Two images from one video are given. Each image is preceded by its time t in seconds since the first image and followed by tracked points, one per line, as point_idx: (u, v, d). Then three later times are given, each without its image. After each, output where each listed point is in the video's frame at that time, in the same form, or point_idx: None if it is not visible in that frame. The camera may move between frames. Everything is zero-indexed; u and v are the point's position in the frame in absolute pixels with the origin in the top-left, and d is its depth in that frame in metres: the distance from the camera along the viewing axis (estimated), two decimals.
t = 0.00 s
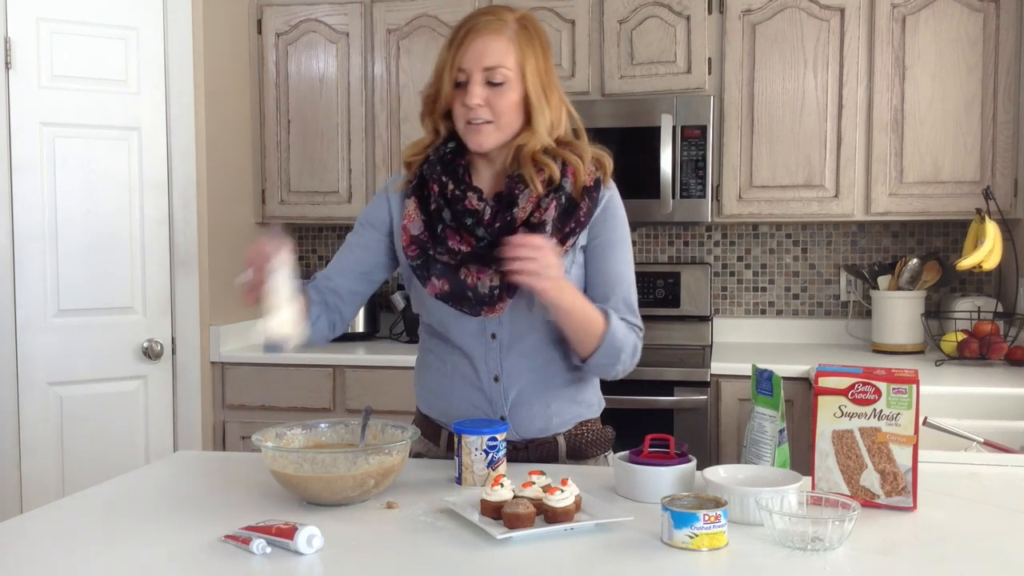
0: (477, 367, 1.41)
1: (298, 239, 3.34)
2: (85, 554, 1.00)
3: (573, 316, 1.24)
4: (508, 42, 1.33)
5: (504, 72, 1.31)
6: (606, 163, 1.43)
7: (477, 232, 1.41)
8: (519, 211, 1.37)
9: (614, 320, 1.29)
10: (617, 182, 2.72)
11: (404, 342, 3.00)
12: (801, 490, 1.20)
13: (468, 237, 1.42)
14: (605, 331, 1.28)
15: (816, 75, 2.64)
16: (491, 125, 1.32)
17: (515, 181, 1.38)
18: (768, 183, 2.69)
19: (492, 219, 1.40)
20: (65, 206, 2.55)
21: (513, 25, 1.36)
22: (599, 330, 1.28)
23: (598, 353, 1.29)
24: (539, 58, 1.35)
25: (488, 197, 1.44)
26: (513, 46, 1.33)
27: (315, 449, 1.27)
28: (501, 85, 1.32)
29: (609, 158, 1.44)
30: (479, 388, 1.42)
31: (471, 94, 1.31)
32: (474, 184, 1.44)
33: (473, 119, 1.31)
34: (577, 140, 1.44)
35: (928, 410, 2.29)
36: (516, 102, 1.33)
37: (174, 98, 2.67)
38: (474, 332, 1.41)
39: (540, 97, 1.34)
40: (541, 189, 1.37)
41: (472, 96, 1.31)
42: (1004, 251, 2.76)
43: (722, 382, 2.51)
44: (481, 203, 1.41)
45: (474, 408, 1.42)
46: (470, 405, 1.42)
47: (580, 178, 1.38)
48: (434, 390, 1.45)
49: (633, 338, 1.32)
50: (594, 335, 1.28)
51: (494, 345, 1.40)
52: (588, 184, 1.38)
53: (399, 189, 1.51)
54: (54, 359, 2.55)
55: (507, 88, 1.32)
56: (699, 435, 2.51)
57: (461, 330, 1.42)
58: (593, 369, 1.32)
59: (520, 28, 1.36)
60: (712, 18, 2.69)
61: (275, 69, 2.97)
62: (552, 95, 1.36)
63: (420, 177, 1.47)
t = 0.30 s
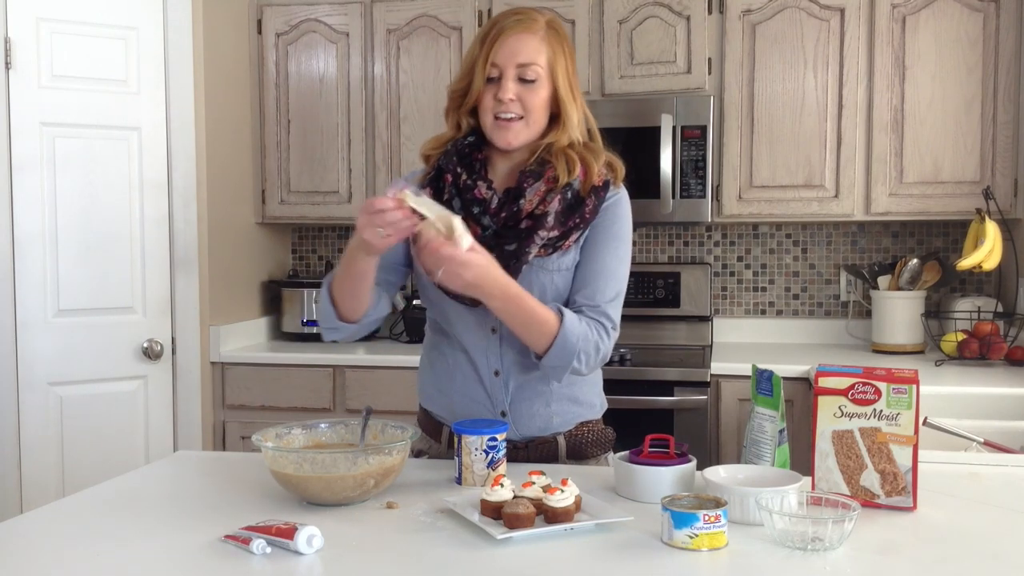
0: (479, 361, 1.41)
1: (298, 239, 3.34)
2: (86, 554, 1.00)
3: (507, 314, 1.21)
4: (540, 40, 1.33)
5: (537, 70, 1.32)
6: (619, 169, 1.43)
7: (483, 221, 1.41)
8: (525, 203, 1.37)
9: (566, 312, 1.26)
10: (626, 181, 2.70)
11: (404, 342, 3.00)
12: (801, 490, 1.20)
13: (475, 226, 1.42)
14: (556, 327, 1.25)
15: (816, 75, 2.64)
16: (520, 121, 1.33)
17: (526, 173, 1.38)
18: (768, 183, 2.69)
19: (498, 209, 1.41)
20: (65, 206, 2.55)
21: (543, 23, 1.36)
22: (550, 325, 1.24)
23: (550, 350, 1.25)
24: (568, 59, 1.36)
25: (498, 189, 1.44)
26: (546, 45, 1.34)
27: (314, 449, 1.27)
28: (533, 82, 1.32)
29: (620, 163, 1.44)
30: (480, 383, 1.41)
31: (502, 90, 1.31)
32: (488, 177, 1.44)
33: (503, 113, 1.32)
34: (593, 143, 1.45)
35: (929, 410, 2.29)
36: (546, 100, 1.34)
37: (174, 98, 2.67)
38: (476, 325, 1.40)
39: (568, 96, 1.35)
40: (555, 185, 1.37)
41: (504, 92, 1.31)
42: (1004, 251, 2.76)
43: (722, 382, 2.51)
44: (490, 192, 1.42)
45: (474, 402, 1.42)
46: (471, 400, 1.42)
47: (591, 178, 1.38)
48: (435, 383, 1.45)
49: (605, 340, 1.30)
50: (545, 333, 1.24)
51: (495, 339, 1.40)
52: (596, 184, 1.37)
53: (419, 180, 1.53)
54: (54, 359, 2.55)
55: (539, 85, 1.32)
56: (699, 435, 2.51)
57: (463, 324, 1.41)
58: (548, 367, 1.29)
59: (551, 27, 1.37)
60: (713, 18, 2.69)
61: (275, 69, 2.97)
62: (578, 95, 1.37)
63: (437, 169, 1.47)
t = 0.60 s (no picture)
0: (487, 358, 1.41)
1: (298, 239, 3.34)
2: (86, 554, 1.00)
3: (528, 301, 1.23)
4: (549, 41, 1.33)
5: (547, 71, 1.32)
6: (626, 169, 1.45)
7: (498, 217, 1.41)
8: (540, 200, 1.38)
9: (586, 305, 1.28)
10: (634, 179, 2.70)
11: (404, 342, 3.00)
12: (801, 490, 1.20)
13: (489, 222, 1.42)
14: (576, 317, 1.26)
15: (816, 75, 2.64)
16: (531, 122, 1.33)
17: (539, 172, 1.39)
18: (768, 182, 2.69)
19: (514, 204, 1.41)
20: (65, 206, 2.55)
21: (552, 24, 1.36)
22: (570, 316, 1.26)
23: (567, 341, 1.27)
24: (576, 60, 1.36)
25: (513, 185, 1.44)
26: (555, 46, 1.34)
27: (315, 449, 1.27)
28: (543, 84, 1.32)
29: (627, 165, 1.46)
30: (486, 380, 1.42)
31: (513, 92, 1.31)
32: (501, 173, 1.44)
33: (514, 115, 1.32)
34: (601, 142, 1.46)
35: (929, 410, 2.29)
36: (556, 101, 1.34)
37: (174, 98, 2.67)
38: (484, 322, 1.41)
39: (577, 96, 1.36)
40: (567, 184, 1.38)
41: (514, 93, 1.31)
42: (1004, 251, 2.76)
43: (722, 382, 2.51)
44: (506, 188, 1.41)
45: (479, 400, 1.42)
46: (476, 397, 1.42)
47: (601, 178, 1.39)
48: (440, 381, 1.45)
49: (619, 336, 1.31)
50: (564, 323, 1.26)
51: (504, 336, 1.41)
52: (608, 184, 1.39)
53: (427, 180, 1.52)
54: (53, 359, 2.55)
55: (549, 87, 1.32)
56: (699, 435, 2.51)
57: (471, 321, 1.42)
58: (562, 358, 1.30)
59: (559, 28, 1.37)
60: (713, 18, 2.69)
61: (275, 69, 2.97)
62: (585, 96, 1.38)
63: (449, 167, 1.46)
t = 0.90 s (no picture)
0: (491, 353, 1.42)
1: (298, 239, 3.34)
2: (86, 554, 1.00)
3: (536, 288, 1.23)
4: (553, 40, 1.34)
5: (552, 69, 1.32)
6: (629, 169, 1.45)
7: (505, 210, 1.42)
8: (546, 195, 1.38)
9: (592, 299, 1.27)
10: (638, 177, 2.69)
11: (404, 342, 3.00)
12: (801, 490, 1.20)
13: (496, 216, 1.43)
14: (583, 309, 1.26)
15: (816, 75, 2.64)
16: (538, 119, 1.33)
17: (545, 167, 1.39)
18: (768, 182, 2.69)
19: (521, 198, 1.41)
20: (65, 206, 2.55)
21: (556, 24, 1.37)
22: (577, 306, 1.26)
23: (570, 333, 1.27)
24: (580, 59, 1.37)
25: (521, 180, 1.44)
26: (559, 44, 1.34)
27: (315, 449, 1.27)
28: (549, 81, 1.32)
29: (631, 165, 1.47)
30: (490, 378, 1.42)
31: (519, 89, 1.31)
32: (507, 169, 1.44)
33: (521, 112, 1.32)
34: (604, 142, 1.46)
35: (929, 410, 2.29)
36: (561, 98, 1.34)
37: (174, 98, 2.68)
38: (489, 318, 1.42)
39: (581, 94, 1.36)
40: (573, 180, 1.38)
41: (520, 90, 1.31)
42: (1004, 251, 2.76)
43: (722, 382, 2.51)
44: (513, 181, 1.41)
45: (483, 397, 1.42)
46: (480, 395, 1.42)
47: (607, 176, 1.39)
48: (443, 378, 1.45)
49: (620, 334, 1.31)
50: (570, 314, 1.26)
51: (508, 332, 1.41)
52: (613, 184, 1.39)
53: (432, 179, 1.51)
54: (53, 360, 2.55)
55: (555, 84, 1.32)
56: (699, 435, 2.51)
57: (476, 317, 1.42)
58: (563, 350, 1.30)
59: (562, 28, 1.37)
60: (713, 18, 2.69)
61: (275, 69, 2.98)
62: (589, 94, 1.38)
63: (455, 163, 1.46)
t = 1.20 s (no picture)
0: (493, 350, 1.42)
1: (298, 239, 3.34)
2: (86, 554, 1.00)
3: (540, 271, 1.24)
4: (552, 40, 1.34)
5: (551, 69, 1.32)
6: (629, 166, 1.45)
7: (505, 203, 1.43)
8: (546, 187, 1.37)
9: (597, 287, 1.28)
10: (638, 176, 2.69)
11: (404, 342, 3.00)
12: (801, 490, 1.20)
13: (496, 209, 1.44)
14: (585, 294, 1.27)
15: (816, 75, 2.64)
16: (538, 118, 1.33)
17: (544, 163, 1.39)
18: (768, 182, 2.69)
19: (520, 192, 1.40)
20: (65, 206, 2.55)
21: (555, 25, 1.37)
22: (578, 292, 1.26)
23: (575, 318, 1.27)
24: (578, 59, 1.37)
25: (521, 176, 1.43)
26: (557, 45, 1.34)
27: (315, 448, 1.27)
28: (548, 80, 1.32)
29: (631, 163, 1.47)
30: (492, 375, 1.42)
31: (519, 89, 1.31)
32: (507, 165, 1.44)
33: (521, 112, 1.32)
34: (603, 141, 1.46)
35: (929, 410, 2.29)
36: (561, 98, 1.34)
37: (174, 97, 2.67)
38: (491, 314, 1.42)
39: (580, 94, 1.36)
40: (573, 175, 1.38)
41: (520, 90, 1.31)
42: (1004, 251, 2.76)
43: (722, 382, 2.52)
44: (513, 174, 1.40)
45: (484, 394, 1.42)
46: (482, 391, 1.42)
47: (607, 172, 1.39)
48: (444, 376, 1.45)
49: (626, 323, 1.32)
50: (573, 299, 1.26)
51: (510, 328, 1.41)
52: (613, 179, 1.39)
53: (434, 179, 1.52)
54: (53, 360, 2.55)
55: (554, 83, 1.32)
56: (699, 435, 2.51)
57: (478, 314, 1.43)
58: (568, 337, 1.29)
59: (561, 28, 1.37)
60: (713, 18, 2.69)
61: (275, 69, 2.98)
62: (587, 93, 1.38)
63: (456, 161, 1.46)
